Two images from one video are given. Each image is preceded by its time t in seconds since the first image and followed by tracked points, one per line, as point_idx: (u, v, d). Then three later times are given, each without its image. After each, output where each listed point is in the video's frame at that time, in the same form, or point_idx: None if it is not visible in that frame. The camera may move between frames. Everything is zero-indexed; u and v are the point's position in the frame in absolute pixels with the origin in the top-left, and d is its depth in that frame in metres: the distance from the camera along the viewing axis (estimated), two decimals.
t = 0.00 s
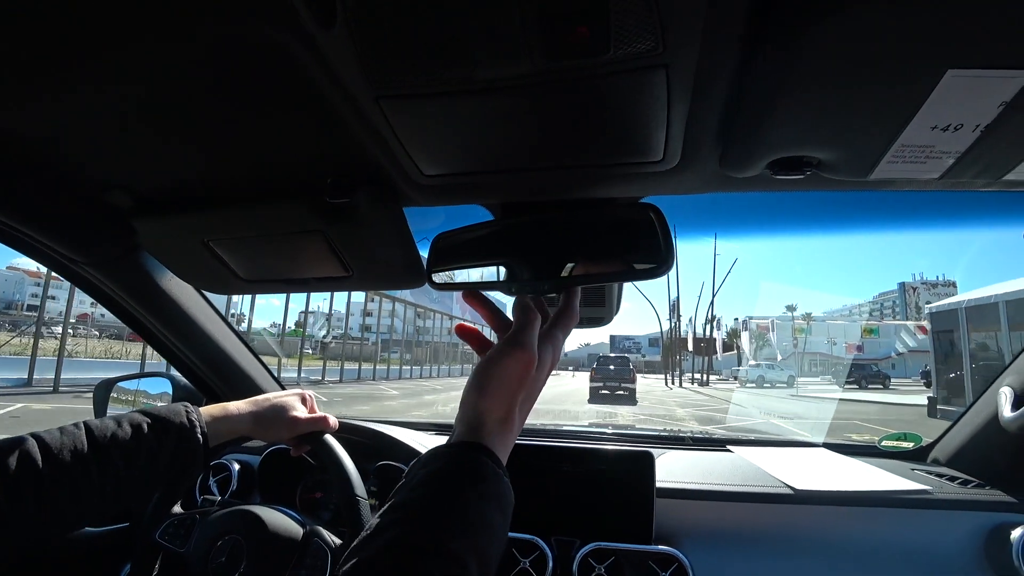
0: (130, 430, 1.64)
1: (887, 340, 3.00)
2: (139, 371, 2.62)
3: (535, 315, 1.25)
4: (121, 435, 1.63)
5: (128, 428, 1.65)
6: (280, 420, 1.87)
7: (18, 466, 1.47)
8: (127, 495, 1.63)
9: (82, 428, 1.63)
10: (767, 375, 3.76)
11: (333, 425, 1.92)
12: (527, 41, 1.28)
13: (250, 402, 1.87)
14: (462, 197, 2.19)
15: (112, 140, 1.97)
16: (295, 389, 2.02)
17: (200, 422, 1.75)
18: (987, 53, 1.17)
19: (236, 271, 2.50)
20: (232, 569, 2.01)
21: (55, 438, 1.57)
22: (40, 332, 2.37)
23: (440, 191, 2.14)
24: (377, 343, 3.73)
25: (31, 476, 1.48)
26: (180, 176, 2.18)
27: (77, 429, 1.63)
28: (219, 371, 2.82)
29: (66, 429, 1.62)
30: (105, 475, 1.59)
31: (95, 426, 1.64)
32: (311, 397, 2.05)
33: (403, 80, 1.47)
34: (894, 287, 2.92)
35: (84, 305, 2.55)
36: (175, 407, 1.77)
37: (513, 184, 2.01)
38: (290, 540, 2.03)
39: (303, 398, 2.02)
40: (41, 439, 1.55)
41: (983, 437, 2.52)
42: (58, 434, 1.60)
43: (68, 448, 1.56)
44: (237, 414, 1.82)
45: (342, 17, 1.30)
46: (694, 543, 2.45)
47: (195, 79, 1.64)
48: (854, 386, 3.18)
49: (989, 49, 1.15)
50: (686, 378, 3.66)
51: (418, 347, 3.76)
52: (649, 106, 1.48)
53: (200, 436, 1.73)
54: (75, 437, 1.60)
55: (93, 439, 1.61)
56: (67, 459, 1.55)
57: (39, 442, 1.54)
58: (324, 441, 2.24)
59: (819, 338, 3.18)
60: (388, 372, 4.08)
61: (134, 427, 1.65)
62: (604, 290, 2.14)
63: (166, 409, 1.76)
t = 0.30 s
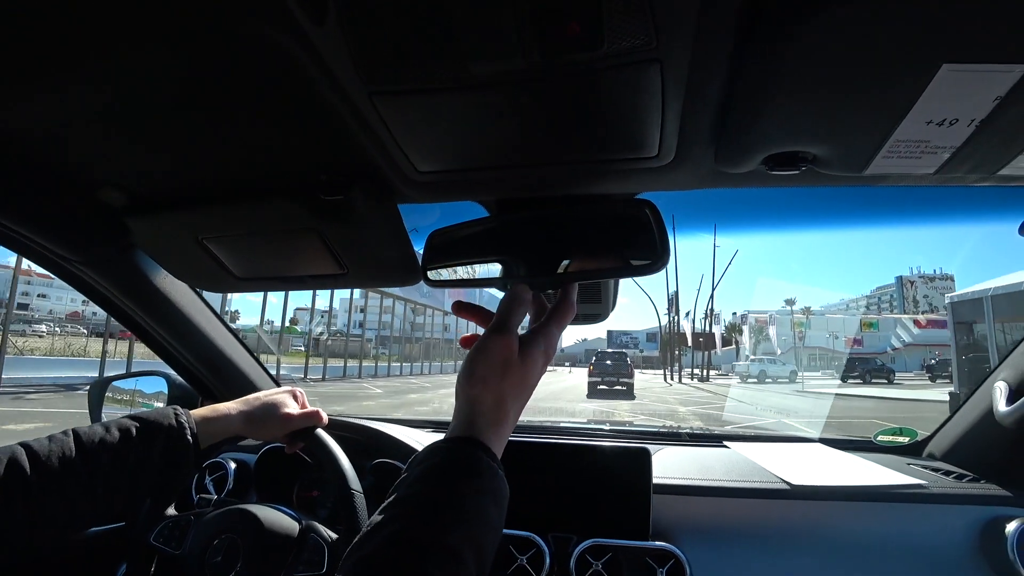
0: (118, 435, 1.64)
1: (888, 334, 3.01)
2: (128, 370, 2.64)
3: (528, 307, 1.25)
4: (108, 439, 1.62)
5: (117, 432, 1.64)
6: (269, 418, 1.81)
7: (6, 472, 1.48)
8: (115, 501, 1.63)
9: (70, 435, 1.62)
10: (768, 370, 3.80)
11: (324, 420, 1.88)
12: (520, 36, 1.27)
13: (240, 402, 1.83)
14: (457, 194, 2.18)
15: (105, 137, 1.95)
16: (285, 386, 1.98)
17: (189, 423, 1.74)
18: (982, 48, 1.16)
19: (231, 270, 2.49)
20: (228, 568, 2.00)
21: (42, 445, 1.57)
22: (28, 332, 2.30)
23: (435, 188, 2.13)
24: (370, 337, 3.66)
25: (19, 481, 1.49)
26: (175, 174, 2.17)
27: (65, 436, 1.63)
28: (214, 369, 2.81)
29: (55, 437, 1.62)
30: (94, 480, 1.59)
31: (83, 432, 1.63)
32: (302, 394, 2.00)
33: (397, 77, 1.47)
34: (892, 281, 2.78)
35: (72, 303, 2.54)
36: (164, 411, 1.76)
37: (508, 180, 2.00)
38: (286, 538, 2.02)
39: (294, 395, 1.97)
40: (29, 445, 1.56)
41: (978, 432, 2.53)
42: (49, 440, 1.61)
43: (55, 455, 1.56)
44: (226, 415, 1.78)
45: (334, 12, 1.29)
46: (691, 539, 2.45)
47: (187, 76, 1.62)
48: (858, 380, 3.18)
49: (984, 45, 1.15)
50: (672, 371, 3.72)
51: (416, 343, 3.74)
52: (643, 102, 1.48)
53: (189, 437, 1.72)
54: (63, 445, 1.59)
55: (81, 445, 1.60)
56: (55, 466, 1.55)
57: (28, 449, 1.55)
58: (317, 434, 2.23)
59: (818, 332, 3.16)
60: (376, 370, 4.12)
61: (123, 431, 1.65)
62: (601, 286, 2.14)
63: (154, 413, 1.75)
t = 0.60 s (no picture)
0: (111, 434, 1.63)
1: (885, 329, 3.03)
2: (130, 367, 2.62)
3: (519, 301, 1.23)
4: (100, 439, 1.62)
5: (108, 432, 1.64)
6: (262, 415, 1.80)
7: None
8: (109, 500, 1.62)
9: (62, 435, 1.61)
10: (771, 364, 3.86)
11: (319, 413, 1.85)
12: (514, 30, 1.26)
13: (232, 398, 1.82)
14: (453, 190, 2.18)
15: (98, 134, 1.93)
16: (277, 383, 1.97)
17: (182, 422, 1.73)
18: (977, 42, 1.16)
19: (226, 266, 2.48)
20: (226, 566, 1.99)
21: (34, 446, 1.56)
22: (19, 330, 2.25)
23: (430, 183, 2.12)
24: (366, 335, 3.61)
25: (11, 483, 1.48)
26: (169, 170, 2.15)
27: (57, 436, 1.61)
28: (210, 365, 2.80)
29: (47, 437, 1.60)
30: (86, 480, 1.59)
31: (76, 433, 1.62)
32: (294, 389, 1.99)
33: (391, 71, 1.45)
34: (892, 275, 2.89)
35: (69, 301, 2.47)
36: (156, 409, 1.75)
37: (504, 175, 2.00)
38: (283, 533, 2.02)
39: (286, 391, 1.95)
40: (22, 447, 1.55)
41: (973, 426, 2.55)
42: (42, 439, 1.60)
43: (48, 456, 1.55)
44: (220, 413, 1.77)
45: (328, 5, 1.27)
46: (688, 534, 2.46)
47: (180, 71, 1.61)
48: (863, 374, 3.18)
49: (980, 39, 1.15)
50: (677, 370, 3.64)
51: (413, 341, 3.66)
52: (638, 97, 1.47)
53: (181, 436, 1.71)
54: (55, 445, 1.58)
55: (73, 444, 1.59)
56: (47, 466, 1.54)
57: (20, 451, 1.54)
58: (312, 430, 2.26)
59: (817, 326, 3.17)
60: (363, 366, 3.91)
61: (115, 431, 1.65)
62: (597, 282, 2.13)
63: (146, 411, 1.74)
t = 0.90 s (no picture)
0: (119, 429, 1.68)
1: (884, 326, 2.91)
2: (129, 366, 2.67)
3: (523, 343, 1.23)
4: (109, 435, 1.67)
5: (117, 427, 1.69)
6: (267, 411, 1.80)
7: (10, 466, 1.53)
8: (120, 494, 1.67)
9: (73, 431, 1.66)
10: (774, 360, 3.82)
11: (322, 410, 1.84)
12: (513, 37, 1.30)
13: (239, 394, 1.83)
14: (453, 190, 2.21)
15: (106, 136, 1.97)
16: (281, 380, 1.97)
17: (189, 417, 1.76)
18: (960, 50, 1.20)
19: (231, 265, 2.52)
20: (233, 559, 2.04)
21: (45, 442, 1.61)
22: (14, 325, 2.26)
23: (431, 183, 2.16)
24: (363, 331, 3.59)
25: (23, 475, 1.53)
26: (175, 172, 2.19)
27: (67, 432, 1.66)
28: (214, 362, 2.85)
29: (59, 432, 1.66)
30: (97, 474, 1.63)
31: (86, 428, 1.68)
32: (298, 386, 1.99)
33: (392, 75, 1.49)
34: (893, 272, 2.81)
35: (63, 298, 2.49)
36: (163, 405, 1.79)
37: (503, 176, 2.03)
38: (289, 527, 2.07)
39: (291, 388, 1.97)
40: (34, 441, 1.61)
41: (966, 422, 2.59)
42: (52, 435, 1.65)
43: (59, 451, 1.60)
44: (226, 409, 1.78)
45: (332, 14, 1.31)
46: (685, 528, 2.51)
47: (187, 76, 1.65)
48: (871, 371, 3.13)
49: (963, 47, 1.19)
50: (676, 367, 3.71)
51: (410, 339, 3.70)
52: (634, 101, 1.50)
53: (189, 431, 1.74)
54: (66, 441, 1.63)
55: (83, 439, 1.64)
56: (58, 461, 1.59)
57: (32, 445, 1.59)
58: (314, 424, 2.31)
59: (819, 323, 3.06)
60: (352, 364, 3.82)
61: (123, 426, 1.69)
62: (595, 281, 2.17)
63: (154, 406, 1.78)
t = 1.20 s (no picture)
0: (125, 420, 1.70)
1: (890, 327, 2.90)
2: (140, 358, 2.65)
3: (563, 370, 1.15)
4: (115, 426, 1.69)
5: (123, 419, 1.70)
6: (271, 403, 1.84)
7: (17, 455, 1.54)
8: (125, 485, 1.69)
9: (79, 420, 1.68)
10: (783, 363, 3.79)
11: (326, 404, 1.87)
12: (519, 35, 1.31)
13: (245, 387, 1.86)
14: (458, 187, 2.23)
15: (114, 132, 1.99)
16: (286, 374, 2.01)
17: (194, 410, 1.77)
18: (963, 51, 1.21)
19: (237, 261, 2.55)
20: (236, 552, 2.04)
21: (52, 430, 1.63)
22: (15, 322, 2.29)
23: (436, 180, 2.17)
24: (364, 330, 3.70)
25: (28, 461, 1.55)
26: (181, 168, 2.21)
27: (74, 422, 1.68)
28: (217, 355, 2.87)
29: (64, 422, 1.67)
30: (103, 464, 1.65)
31: (92, 418, 1.69)
32: (303, 381, 2.03)
33: (398, 73, 1.51)
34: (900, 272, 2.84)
35: (65, 294, 2.53)
36: (170, 397, 1.80)
37: (507, 174, 2.05)
38: (293, 520, 2.09)
39: (296, 382, 1.99)
40: (41, 430, 1.62)
41: (968, 423, 2.60)
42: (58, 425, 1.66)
43: (65, 440, 1.62)
44: (231, 402, 1.81)
45: (338, 12, 1.33)
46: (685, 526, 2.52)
47: (194, 73, 1.66)
48: (885, 374, 2.95)
49: (966, 47, 1.19)
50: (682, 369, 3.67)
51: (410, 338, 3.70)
52: (638, 100, 1.51)
53: (194, 423, 1.75)
54: (73, 430, 1.65)
55: (89, 429, 1.66)
56: (64, 450, 1.61)
57: (39, 434, 1.61)
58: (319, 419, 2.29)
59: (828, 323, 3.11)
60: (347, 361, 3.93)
61: (129, 417, 1.71)
62: (599, 280, 2.19)
63: (161, 399, 1.80)
